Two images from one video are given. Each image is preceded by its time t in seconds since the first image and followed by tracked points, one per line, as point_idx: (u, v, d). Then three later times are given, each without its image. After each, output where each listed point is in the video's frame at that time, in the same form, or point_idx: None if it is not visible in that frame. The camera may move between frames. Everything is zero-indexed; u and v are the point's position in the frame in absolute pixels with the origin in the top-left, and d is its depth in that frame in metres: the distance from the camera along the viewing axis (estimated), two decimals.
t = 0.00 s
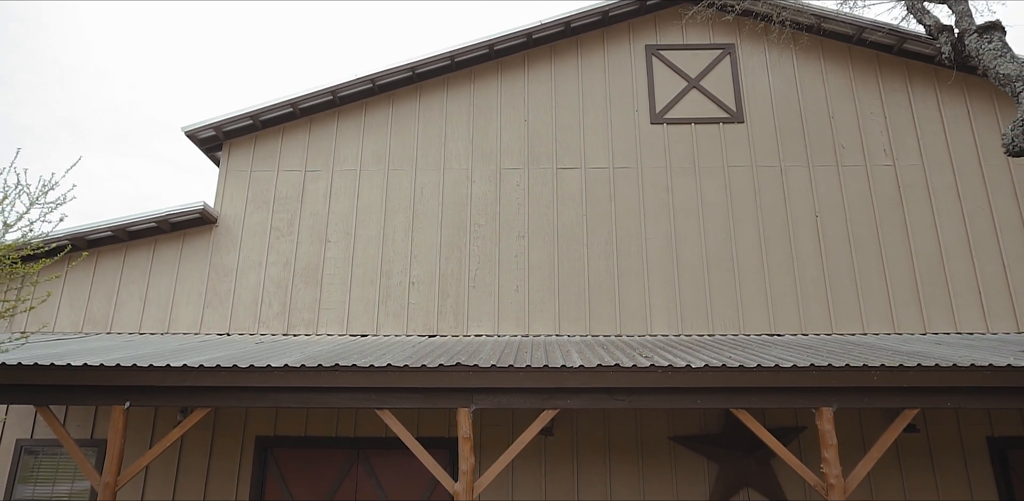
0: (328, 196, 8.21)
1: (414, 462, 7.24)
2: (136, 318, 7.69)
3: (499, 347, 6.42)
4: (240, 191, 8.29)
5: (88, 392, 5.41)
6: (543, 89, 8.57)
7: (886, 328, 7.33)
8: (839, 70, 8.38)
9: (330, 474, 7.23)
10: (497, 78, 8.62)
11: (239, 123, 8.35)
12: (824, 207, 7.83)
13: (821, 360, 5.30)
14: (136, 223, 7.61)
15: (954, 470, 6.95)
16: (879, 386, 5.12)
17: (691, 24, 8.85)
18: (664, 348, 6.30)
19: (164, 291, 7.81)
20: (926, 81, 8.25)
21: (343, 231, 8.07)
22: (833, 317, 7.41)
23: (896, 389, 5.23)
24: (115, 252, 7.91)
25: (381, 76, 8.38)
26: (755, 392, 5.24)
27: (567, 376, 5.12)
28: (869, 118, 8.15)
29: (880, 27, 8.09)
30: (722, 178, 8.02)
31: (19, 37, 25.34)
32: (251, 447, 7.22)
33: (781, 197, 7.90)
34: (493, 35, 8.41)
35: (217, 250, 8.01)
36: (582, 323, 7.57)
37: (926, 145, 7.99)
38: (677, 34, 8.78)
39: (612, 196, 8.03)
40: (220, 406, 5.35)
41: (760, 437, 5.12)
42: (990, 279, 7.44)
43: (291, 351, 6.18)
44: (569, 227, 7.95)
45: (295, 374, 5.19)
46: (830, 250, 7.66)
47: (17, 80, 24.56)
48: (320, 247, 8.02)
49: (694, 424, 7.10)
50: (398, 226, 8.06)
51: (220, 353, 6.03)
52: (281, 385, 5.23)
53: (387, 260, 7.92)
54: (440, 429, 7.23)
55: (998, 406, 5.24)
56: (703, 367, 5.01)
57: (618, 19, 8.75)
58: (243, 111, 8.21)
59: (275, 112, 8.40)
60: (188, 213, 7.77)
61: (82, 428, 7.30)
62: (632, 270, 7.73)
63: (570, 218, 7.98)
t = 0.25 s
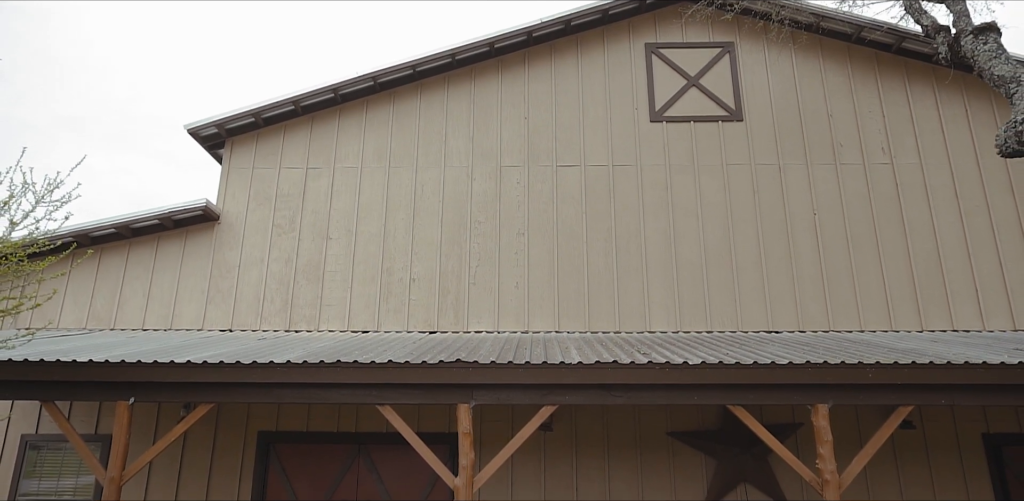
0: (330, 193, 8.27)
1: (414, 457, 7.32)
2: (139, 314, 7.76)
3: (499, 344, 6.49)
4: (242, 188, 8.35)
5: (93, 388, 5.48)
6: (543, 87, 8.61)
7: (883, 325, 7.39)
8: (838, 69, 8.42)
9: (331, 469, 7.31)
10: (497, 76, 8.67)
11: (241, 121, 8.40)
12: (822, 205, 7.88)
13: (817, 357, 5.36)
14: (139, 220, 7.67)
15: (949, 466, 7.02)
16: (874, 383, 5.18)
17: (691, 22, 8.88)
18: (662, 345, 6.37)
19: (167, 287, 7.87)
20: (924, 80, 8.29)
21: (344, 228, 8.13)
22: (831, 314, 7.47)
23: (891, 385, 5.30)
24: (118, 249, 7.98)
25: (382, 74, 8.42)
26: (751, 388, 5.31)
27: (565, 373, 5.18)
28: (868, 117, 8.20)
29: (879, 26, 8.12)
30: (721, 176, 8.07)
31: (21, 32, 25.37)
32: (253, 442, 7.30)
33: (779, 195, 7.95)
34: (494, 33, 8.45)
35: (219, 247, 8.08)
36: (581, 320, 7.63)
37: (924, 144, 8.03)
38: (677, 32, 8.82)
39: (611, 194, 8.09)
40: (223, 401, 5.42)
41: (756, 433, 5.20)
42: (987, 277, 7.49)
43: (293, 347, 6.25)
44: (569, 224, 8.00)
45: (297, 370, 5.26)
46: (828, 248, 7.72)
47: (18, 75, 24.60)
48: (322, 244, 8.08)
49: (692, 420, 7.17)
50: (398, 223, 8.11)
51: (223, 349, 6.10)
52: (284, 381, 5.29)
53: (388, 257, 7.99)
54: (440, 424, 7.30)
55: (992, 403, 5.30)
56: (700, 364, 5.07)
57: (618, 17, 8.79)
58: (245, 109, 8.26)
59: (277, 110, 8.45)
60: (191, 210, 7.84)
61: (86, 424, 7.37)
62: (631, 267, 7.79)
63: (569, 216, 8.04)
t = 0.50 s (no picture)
0: (329, 189, 8.32)
1: (413, 452, 7.39)
2: (140, 309, 7.82)
3: (497, 339, 6.56)
4: (241, 184, 8.40)
5: (95, 383, 5.54)
6: (541, 84, 8.65)
7: (877, 322, 7.46)
8: (835, 67, 8.47)
9: (331, 463, 7.38)
10: (496, 73, 8.71)
11: (241, 117, 8.45)
12: (818, 202, 7.94)
13: (811, 353, 5.43)
14: (139, 216, 7.72)
15: (942, 461, 7.10)
16: (867, 379, 5.25)
17: (689, 19, 8.92)
18: (658, 341, 6.43)
19: (167, 283, 7.93)
20: (920, 78, 8.34)
21: (344, 224, 8.18)
22: (826, 310, 7.53)
23: (884, 381, 5.37)
24: (119, 245, 8.03)
25: (381, 71, 8.46)
26: (745, 384, 5.38)
27: (562, 368, 5.25)
28: (864, 114, 8.25)
29: (876, 23, 8.16)
30: (718, 174, 8.12)
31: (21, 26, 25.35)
32: (254, 436, 7.37)
33: (776, 192, 8.01)
34: (493, 30, 8.49)
35: (219, 243, 8.13)
36: (579, 316, 7.70)
37: (919, 141, 8.08)
38: (675, 29, 8.85)
39: (608, 190, 8.14)
40: (224, 396, 5.49)
41: (750, 428, 5.28)
42: (981, 274, 7.56)
43: (293, 343, 6.32)
44: (567, 221, 8.06)
45: (297, 365, 5.32)
46: (823, 245, 7.78)
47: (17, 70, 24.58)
48: (321, 240, 8.13)
49: (688, 415, 7.24)
50: (397, 219, 8.17)
51: (223, 344, 6.16)
52: (284, 376, 5.36)
53: (387, 254, 8.04)
54: (439, 419, 7.37)
55: (983, 398, 5.38)
56: (696, 360, 5.14)
57: (616, 14, 8.82)
58: (245, 105, 8.30)
59: (277, 107, 8.49)
60: (191, 206, 7.89)
61: (88, 418, 7.44)
62: (628, 264, 7.85)
63: (567, 213, 8.09)
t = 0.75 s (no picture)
0: (328, 186, 8.37)
1: (412, 447, 7.46)
2: (140, 305, 7.87)
3: (494, 336, 6.63)
4: (241, 181, 8.44)
5: (97, 379, 5.59)
6: (539, 82, 8.70)
7: (871, 318, 7.53)
8: (830, 65, 8.52)
9: (330, 458, 7.45)
10: (494, 71, 8.75)
11: (240, 114, 8.48)
12: (813, 200, 8.00)
13: (804, 350, 5.51)
14: (139, 213, 7.77)
15: (934, 456, 7.19)
16: (859, 375, 5.33)
17: (686, 18, 8.97)
18: (654, 337, 6.51)
19: (167, 279, 7.98)
20: (915, 76, 8.40)
21: (343, 221, 8.23)
22: (821, 307, 7.61)
23: (876, 378, 5.45)
24: (119, 241, 8.08)
25: (379, 68, 8.50)
26: (740, 380, 5.46)
27: (559, 365, 5.32)
28: (859, 112, 8.31)
29: (872, 22, 8.22)
30: (714, 171, 8.18)
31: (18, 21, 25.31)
32: (254, 431, 7.43)
33: (771, 190, 8.07)
34: (491, 28, 8.53)
35: (219, 239, 8.18)
36: (576, 313, 7.76)
37: (914, 140, 8.15)
38: (672, 27, 8.90)
39: (605, 188, 8.20)
40: (225, 392, 5.55)
41: (744, 424, 5.36)
42: (973, 272, 7.63)
43: (292, 339, 6.38)
44: (564, 218, 8.12)
45: (297, 361, 5.38)
46: (818, 242, 7.85)
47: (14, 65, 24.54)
48: (320, 237, 8.19)
49: (684, 411, 7.32)
50: (396, 216, 8.22)
51: (223, 340, 6.21)
52: (284, 372, 5.42)
53: (386, 250, 8.10)
54: (437, 414, 7.44)
55: (973, 394, 5.46)
56: (690, 356, 5.21)
57: (613, 12, 8.87)
58: (244, 102, 8.34)
59: (275, 104, 8.53)
60: (190, 203, 7.93)
61: (89, 413, 7.50)
62: (625, 261, 7.92)
63: (564, 210, 8.15)
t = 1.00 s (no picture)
0: (328, 183, 8.42)
1: (411, 442, 7.53)
2: (141, 301, 7.93)
3: (494, 332, 6.70)
4: (241, 178, 8.49)
5: (100, 375, 5.66)
6: (538, 79, 8.74)
7: (866, 314, 7.61)
8: (827, 63, 8.58)
9: (331, 453, 7.53)
10: (492, 68, 8.80)
11: (240, 112, 8.53)
12: (810, 197, 8.07)
13: (798, 346, 5.58)
14: (140, 210, 7.82)
15: (929, 450, 7.28)
16: (853, 371, 5.40)
17: (684, 15, 9.02)
18: (652, 333, 6.58)
19: (168, 276, 8.04)
20: (911, 74, 8.45)
21: (342, 218, 8.29)
22: (816, 303, 7.68)
23: (870, 373, 5.53)
24: (120, 238, 8.13)
25: (379, 65, 8.54)
26: (735, 376, 5.53)
27: (557, 360, 5.39)
28: (855, 110, 8.37)
29: (868, 20, 8.26)
30: (711, 168, 8.24)
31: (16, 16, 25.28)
32: (255, 426, 7.50)
33: (768, 187, 8.14)
34: (490, 26, 8.57)
35: (220, 236, 8.24)
36: (574, 309, 7.83)
37: (910, 137, 8.21)
38: (670, 25, 8.95)
39: (604, 185, 8.26)
40: (227, 387, 5.62)
41: (740, 419, 5.45)
42: (968, 268, 7.70)
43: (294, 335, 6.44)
44: (562, 215, 8.18)
45: (298, 357, 5.45)
46: (814, 239, 7.92)
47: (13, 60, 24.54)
48: (320, 234, 8.24)
49: (681, 406, 7.40)
50: (396, 213, 8.28)
51: (225, 337, 6.28)
52: (285, 368, 5.49)
53: (385, 247, 8.16)
54: (437, 410, 7.51)
55: (965, 389, 5.54)
56: (687, 352, 5.28)
57: (612, 10, 8.91)
58: (244, 100, 8.38)
59: (275, 101, 8.57)
60: (191, 200, 7.99)
61: (91, 409, 7.57)
62: (623, 257, 7.98)
63: (563, 207, 8.21)
